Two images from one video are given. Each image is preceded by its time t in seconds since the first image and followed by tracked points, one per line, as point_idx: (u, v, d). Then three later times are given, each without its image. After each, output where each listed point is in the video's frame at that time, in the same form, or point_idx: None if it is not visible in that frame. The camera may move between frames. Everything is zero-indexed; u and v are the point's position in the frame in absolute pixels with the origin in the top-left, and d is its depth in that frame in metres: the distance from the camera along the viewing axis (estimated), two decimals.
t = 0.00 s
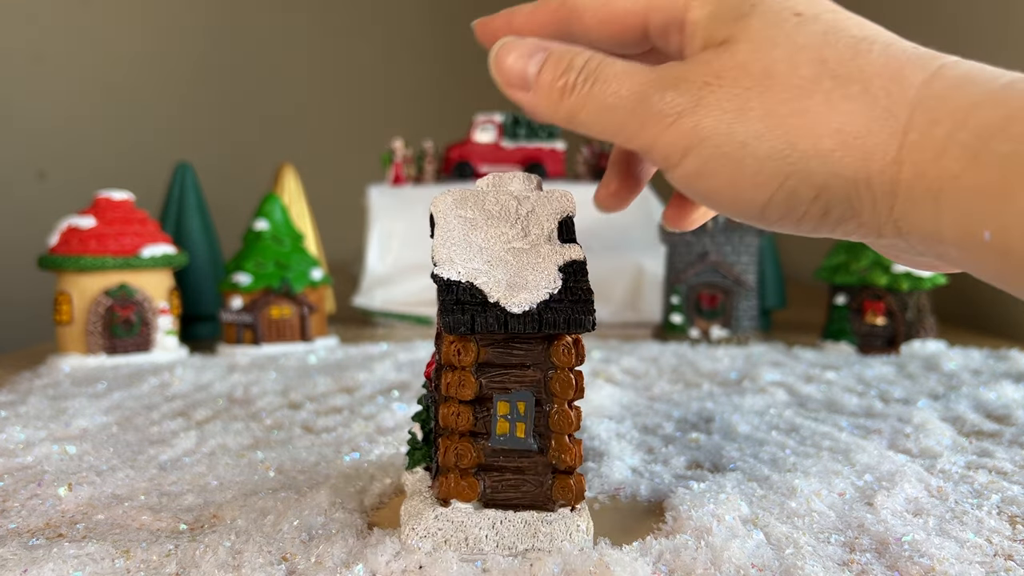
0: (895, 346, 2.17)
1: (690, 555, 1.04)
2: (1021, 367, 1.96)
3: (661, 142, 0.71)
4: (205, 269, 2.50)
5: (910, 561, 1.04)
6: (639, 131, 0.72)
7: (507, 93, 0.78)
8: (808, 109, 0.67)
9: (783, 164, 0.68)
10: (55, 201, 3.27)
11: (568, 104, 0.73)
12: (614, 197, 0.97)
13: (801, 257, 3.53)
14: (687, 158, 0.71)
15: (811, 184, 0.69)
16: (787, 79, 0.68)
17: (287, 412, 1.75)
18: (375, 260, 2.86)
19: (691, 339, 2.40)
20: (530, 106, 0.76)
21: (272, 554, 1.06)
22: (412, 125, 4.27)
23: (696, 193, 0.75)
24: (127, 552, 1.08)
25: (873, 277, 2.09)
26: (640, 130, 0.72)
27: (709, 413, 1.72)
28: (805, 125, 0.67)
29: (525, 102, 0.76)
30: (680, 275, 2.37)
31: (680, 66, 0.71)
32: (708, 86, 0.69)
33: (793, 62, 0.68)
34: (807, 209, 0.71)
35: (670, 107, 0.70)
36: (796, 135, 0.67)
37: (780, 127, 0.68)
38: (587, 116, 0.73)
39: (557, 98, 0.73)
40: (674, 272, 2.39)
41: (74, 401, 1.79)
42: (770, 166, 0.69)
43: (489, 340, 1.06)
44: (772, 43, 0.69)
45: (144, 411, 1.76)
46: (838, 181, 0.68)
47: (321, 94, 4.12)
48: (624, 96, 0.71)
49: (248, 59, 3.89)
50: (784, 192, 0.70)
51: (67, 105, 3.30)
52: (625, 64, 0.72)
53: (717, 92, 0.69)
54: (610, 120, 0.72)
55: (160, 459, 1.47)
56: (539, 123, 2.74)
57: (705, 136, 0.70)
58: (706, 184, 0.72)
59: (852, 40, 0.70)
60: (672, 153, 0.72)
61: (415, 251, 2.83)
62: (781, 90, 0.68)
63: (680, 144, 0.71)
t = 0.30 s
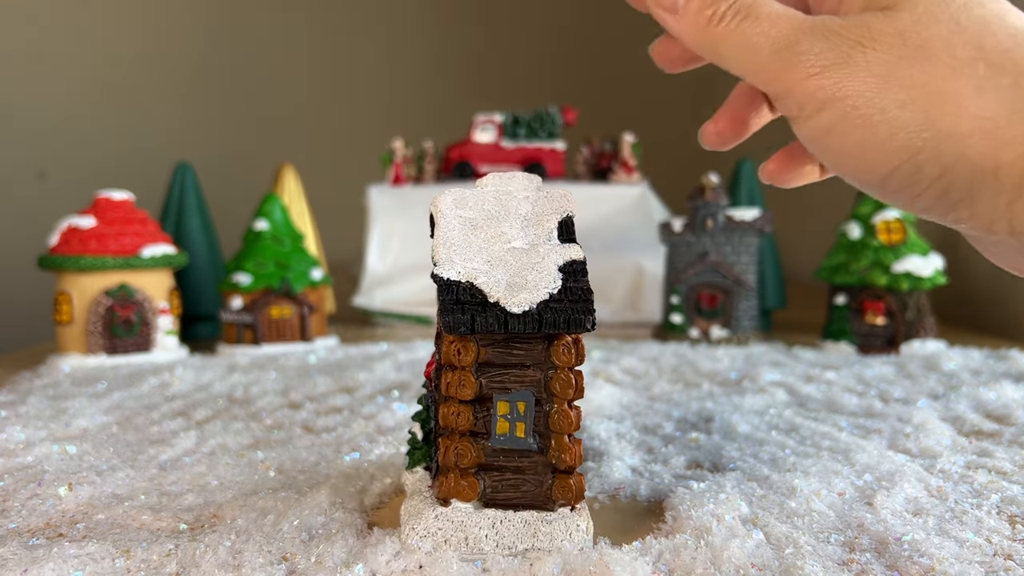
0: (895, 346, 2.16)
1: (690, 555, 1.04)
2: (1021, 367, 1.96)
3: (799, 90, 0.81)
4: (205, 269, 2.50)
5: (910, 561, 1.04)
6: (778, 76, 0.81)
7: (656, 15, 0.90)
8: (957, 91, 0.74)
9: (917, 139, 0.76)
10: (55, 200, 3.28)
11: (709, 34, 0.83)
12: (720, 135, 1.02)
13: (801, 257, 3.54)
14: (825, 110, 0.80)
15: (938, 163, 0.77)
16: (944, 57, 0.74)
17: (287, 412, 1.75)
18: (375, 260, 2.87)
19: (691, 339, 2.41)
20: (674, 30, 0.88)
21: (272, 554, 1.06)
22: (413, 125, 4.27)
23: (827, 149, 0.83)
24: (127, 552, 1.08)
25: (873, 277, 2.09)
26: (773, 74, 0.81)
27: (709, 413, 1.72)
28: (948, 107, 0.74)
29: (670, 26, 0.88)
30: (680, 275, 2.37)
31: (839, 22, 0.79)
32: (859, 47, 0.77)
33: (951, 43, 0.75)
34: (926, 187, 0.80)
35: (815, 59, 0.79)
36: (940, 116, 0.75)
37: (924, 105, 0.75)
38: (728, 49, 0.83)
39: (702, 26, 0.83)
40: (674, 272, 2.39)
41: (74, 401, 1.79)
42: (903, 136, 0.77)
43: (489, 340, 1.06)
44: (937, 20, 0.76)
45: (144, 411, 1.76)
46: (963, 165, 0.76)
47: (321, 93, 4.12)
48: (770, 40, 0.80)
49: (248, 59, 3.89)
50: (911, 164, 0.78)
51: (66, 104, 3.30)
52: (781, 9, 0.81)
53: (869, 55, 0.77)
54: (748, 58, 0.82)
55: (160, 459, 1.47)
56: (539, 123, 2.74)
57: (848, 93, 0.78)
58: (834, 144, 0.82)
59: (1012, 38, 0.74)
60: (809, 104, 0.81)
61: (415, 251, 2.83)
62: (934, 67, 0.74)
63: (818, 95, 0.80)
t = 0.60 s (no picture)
0: (895, 346, 2.16)
1: (690, 555, 1.04)
2: (1021, 367, 1.96)
3: (851, 93, 0.82)
4: (204, 269, 2.50)
5: (910, 561, 1.04)
6: (831, 80, 0.83)
7: (712, 20, 0.94)
8: (1009, 99, 0.76)
9: (967, 143, 0.78)
10: (56, 200, 3.28)
11: (762, 38, 0.87)
12: (766, 141, 1.12)
13: (801, 257, 3.54)
14: (876, 113, 0.82)
15: (986, 169, 0.79)
16: (997, 65, 0.76)
17: (287, 412, 1.75)
18: (375, 260, 2.86)
19: (691, 339, 2.40)
20: (729, 34, 0.92)
21: (272, 554, 1.06)
22: (413, 124, 4.27)
23: (876, 152, 0.85)
24: (127, 552, 1.07)
25: (873, 277, 2.09)
26: (825, 77, 0.84)
27: (709, 413, 1.72)
28: (998, 113, 0.76)
29: (725, 32, 0.92)
30: (679, 275, 2.37)
31: (895, 27, 0.81)
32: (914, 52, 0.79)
33: (1007, 52, 0.76)
34: (973, 192, 0.82)
35: (868, 63, 0.81)
36: (991, 121, 0.77)
37: (976, 110, 0.77)
38: (782, 51, 0.86)
39: (756, 30, 0.87)
40: (674, 272, 2.39)
41: (74, 401, 1.79)
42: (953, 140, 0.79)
43: (489, 340, 1.06)
44: (993, 28, 0.77)
45: (144, 411, 1.76)
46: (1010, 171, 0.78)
47: (321, 93, 4.12)
48: (823, 43, 0.83)
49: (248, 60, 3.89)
50: (958, 169, 0.80)
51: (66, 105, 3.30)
52: (836, 15, 0.83)
53: (924, 60, 0.79)
54: (801, 61, 0.85)
55: (160, 459, 1.47)
56: (539, 123, 2.74)
57: (899, 98, 0.80)
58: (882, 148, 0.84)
59: None
60: (860, 106, 0.83)
61: (414, 252, 2.83)
62: (987, 75, 0.77)
63: (870, 98, 0.81)
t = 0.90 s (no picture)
0: (895, 346, 2.17)
1: (690, 555, 1.04)
2: (1021, 367, 1.96)
3: (855, 102, 0.80)
4: (204, 270, 2.50)
5: (910, 561, 1.04)
6: (834, 90, 0.81)
7: (712, 37, 0.91)
8: (1015, 104, 0.74)
9: (973, 150, 0.77)
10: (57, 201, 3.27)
11: (764, 52, 0.84)
12: (768, 151, 1.12)
13: (801, 257, 3.54)
14: (881, 122, 0.80)
15: (994, 173, 0.77)
16: (1001, 70, 0.75)
17: (287, 412, 1.75)
18: (375, 260, 2.87)
19: (691, 338, 2.41)
20: (730, 50, 0.89)
21: (272, 554, 1.06)
22: (413, 124, 4.27)
23: (881, 159, 0.83)
24: (127, 552, 1.08)
25: (873, 277, 2.09)
26: (829, 89, 0.81)
27: (709, 413, 1.72)
28: (1005, 117, 0.74)
29: (726, 48, 0.89)
30: (679, 275, 2.37)
31: (898, 36, 0.79)
32: (916, 59, 0.77)
33: (1011, 57, 0.75)
34: (981, 196, 0.80)
35: (871, 72, 0.78)
36: (998, 127, 0.75)
37: (981, 116, 0.75)
38: (784, 65, 0.83)
39: (758, 45, 0.84)
40: (674, 272, 2.39)
41: (74, 401, 1.79)
42: (960, 146, 0.77)
43: (489, 341, 1.06)
44: (996, 34, 0.76)
45: (144, 411, 1.76)
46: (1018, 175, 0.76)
47: (321, 93, 4.13)
48: (826, 53, 0.80)
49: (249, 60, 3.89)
50: (965, 174, 0.79)
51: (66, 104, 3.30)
52: (838, 27, 0.81)
53: (926, 67, 0.77)
54: (804, 74, 0.82)
55: (160, 459, 1.47)
56: (539, 123, 2.75)
57: (904, 105, 0.78)
58: (886, 155, 0.82)
59: None
60: (864, 115, 0.80)
61: (414, 252, 2.83)
62: (991, 80, 0.75)
63: (874, 107, 0.79)
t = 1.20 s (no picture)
0: (895, 346, 2.17)
1: (690, 555, 1.04)
2: (1021, 367, 1.96)
3: (826, 128, 0.78)
4: (204, 270, 2.50)
5: (910, 561, 1.04)
6: (802, 118, 0.79)
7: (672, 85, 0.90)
8: (988, 116, 0.74)
9: (952, 162, 0.76)
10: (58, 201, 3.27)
11: (728, 93, 0.83)
12: (729, 172, 1.11)
13: (801, 257, 3.54)
14: (856, 144, 0.78)
15: (976, 185, 0.77)
16: (966, 84, 0.75)
17: (287, 412, 1.75)
18: (375, 260, 2.87)
19: (691, 339, 2.41)
20: (693, 98, 0.87)
21: (272, 554, 1.07)
22: (413, 125, 4.27)
23: (858, 179, 0.82)
24: (127, 552, 1.08)
25: (873, 277, 2.09)
26: (801, 118, 0.79)
27: (709, 413, 1.72)
28: (978, 127, 0.74)
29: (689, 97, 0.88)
30: (680, 275, 2.37)
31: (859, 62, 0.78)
32: (883, 80, 0.77)
33: (975, 73, 0.75)
34: (964, 210, 0.80)
35: (839, 94, 0.77)
36: (973, 139, 0.75)
37: (956, 130, 0.75)
38: (750, 101, 0.82)
39: (721, 87, 0.83)
40: (674, 272, 2.39)
41: (74, 401, 1.79)
42: (939, 160, 0.76)
43: (489, 340, 1.06)
44: (958, 53, 0.76)
45: (144, 411, 1.76)
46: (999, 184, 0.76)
47: (321, 94, 4.13)
48: (790, 84, 0.79)
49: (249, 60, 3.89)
50: (947, 189, 0.78)
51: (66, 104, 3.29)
52: (798, 59, 0.80)
53: (895, 86, 0.76)
54: (771, 106, 0.80)
55: (160, 459, 1.47)
56: (539, 123, 2.74)
57: (877, 126, 0.77)
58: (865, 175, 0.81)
59: None
60: (838, 140, 0.79)
61: (414, 252, 2.83)
62: (961, 95, 0.75)
63: (848, 130, 0.77)
